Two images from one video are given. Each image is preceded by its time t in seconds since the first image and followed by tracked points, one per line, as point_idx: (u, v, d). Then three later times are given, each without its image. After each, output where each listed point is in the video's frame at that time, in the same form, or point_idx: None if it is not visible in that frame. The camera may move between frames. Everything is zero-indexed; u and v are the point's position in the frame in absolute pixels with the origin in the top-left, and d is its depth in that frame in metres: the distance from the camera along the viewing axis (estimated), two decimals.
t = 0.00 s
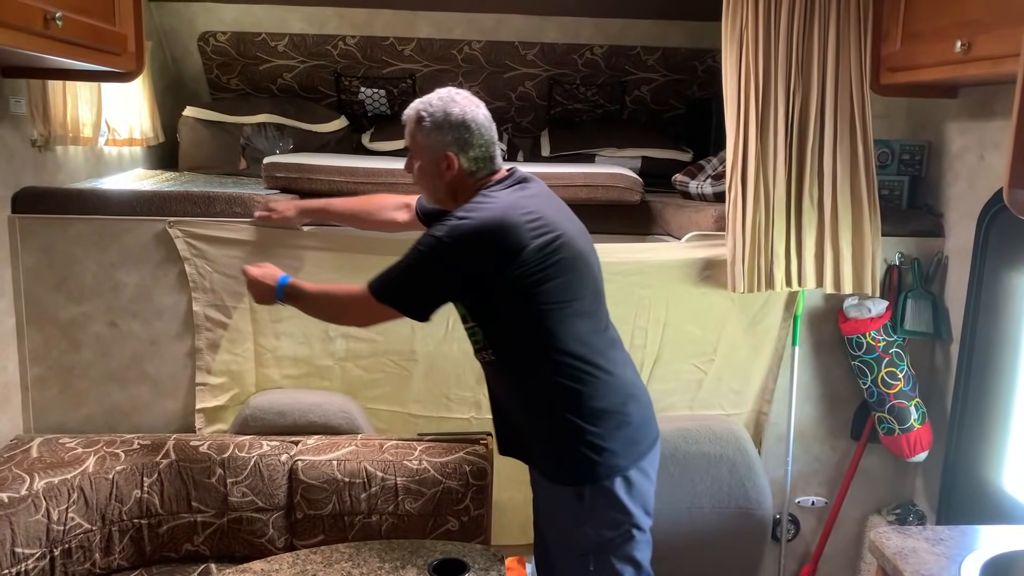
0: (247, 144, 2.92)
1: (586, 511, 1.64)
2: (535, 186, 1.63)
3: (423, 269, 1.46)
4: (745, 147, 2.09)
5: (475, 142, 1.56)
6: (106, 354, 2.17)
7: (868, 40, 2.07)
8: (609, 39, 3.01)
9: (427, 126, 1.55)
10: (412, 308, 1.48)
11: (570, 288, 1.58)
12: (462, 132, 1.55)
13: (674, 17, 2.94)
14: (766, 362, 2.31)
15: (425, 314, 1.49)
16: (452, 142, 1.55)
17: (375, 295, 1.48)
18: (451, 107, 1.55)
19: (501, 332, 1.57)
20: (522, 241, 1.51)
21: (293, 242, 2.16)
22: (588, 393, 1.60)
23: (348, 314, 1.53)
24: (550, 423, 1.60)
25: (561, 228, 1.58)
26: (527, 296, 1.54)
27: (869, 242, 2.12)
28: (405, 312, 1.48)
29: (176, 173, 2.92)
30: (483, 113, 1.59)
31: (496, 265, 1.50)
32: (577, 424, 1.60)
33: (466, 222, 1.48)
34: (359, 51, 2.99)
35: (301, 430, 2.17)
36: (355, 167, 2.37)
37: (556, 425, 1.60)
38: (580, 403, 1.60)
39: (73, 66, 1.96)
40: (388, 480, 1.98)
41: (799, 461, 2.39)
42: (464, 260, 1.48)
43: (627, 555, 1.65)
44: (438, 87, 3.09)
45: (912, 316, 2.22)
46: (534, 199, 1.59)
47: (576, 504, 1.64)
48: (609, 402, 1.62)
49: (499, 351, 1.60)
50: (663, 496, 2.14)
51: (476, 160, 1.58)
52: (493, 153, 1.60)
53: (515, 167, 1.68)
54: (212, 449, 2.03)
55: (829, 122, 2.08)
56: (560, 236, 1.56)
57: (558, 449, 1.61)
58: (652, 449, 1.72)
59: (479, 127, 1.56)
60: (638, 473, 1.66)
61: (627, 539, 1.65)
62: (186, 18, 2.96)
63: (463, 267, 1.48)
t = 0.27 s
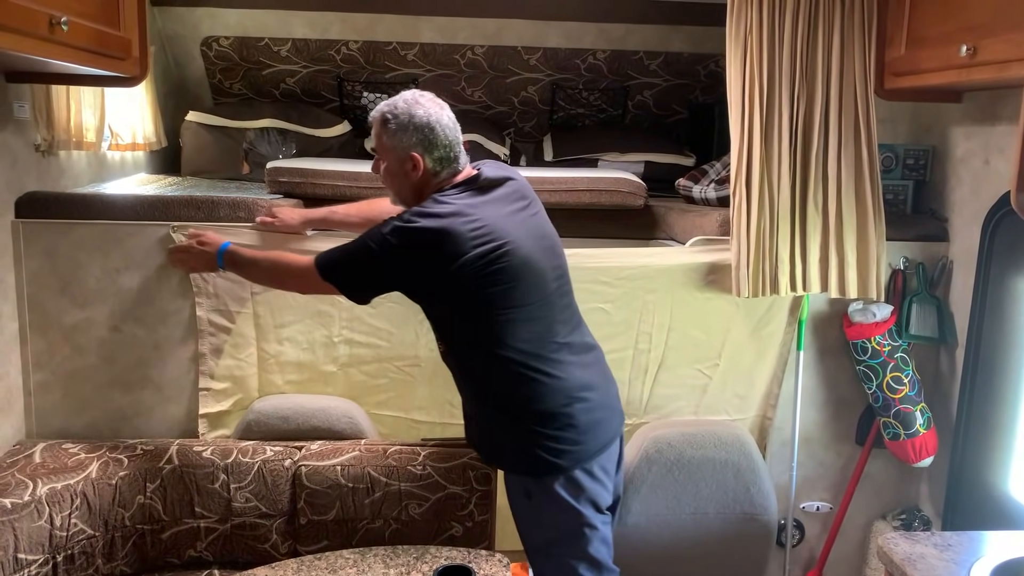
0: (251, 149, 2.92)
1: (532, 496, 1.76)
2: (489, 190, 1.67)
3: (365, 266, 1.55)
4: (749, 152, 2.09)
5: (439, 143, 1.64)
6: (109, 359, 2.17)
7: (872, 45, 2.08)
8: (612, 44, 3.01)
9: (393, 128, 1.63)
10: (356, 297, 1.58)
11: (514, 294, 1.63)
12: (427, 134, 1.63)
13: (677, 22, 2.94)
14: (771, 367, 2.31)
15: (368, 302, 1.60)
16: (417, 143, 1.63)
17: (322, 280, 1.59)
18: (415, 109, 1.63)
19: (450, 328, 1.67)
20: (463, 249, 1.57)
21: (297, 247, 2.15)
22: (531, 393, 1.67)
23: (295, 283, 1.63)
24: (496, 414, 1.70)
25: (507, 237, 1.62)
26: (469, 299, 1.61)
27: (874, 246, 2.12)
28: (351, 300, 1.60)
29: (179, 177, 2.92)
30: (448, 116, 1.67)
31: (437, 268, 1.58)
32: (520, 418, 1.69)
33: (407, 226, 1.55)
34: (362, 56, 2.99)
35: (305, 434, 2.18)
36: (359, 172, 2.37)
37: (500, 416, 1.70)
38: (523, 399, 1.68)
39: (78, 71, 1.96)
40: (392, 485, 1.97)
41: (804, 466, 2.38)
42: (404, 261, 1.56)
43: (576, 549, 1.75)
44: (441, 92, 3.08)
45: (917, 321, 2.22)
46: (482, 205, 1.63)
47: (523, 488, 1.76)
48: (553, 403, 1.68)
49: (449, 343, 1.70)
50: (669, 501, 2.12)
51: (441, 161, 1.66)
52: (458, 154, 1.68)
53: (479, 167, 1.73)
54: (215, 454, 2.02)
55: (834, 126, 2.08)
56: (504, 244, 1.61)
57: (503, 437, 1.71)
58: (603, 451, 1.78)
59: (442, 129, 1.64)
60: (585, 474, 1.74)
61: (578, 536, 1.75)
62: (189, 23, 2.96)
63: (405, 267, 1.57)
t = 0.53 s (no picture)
0: (252, 152, 2.92)
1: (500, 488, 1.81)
2: (478, 190, 1.71)
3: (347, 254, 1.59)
4: (750, 154, 2.09)
5: (427, 136, 1.66)
6: (110, 362, 2.16)
7: (872, 48, 2.08)
8: (612, 47, 3.01)
9: (383, 121, 1.66)
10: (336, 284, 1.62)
11: (493, 294, 1.67)
12: (416, 127, 1.65)
13: (677, 25, 2.94)
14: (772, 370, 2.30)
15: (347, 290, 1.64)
16: (405, 137, 1.66)
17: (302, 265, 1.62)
18: (405, 102, 1.66)
19: (427, 321, 1.71)
20: (445, 247, 1.61)
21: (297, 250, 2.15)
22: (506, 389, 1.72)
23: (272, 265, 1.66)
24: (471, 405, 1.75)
25: (491, 238, 1.66)
26: (448, 295, 1.66)
27: (875, 249, 2.12)
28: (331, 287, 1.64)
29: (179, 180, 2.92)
30: (437, 110, 1.70)
31: (417, 263, 1.62)
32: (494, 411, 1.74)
33: (394, 220, 1.59)
34: (362, 60, 2.99)
35: (305, 438, 2.17)
36: (359, 175, 2.37)
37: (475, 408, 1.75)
38: (496, 395, 1.73)
39: (79, 74, 1.96)
40: (393, 488, 1.97)
41: (805, 468, 2.38)
42: (386, 254, 1.60)
43: (543, 546, 1.78)
44: (441, 94, 3.09)
45: (918, 324, 2.23)
46: (470, 205, 1.67)
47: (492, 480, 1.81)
48: (526, 401, 1.73)
49: (424, 336, 1.74)
50: (670, 504, 2.11)
51: (429, 155, 1.69)
52: (446, 148, 1.71)
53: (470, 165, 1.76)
54: (216, 457, 2.01)
55: (835, 129, 2.09)
56: (486, 246, 1.65)
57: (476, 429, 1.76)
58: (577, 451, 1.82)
59: (431, 123, 1.67)
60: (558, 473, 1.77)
61: (547, 533, 1.78)
62: (189, 26, 2.96)
63: (387, 259, 1.61)
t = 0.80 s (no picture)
0: (252, 155, 2.93)
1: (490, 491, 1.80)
2: (469, 196, 1.70)
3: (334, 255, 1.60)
4: (750, 156, 2.09)
5: (425, 139, 1.67)
6: (110, 365, 2.16)
7: (873, 51, 2.08)
8: (611, 50, 3.01)
9: (381, 122, 1.66)
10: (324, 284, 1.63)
11: (482, 299, 1.67)
12: (414, 129, 1.66)
13: (677, 28, 2.94)
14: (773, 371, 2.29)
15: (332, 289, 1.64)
16: (403, 138, 1.66)
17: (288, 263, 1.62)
18: (404, 104, 1.66)
19: (416, 324, 1.71)
20: (433, 251, 1.61)
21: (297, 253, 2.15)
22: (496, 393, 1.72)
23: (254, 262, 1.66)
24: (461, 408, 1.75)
25: (480, 243, 1.66)
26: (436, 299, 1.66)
27: (876, 251, 2.12)
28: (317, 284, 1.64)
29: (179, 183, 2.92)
30: (435, 113, 1.70)
31: (406, 267, 1.62)
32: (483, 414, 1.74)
33: (381, 222, 1.60)
34: (362, 62, 2.99)
35: (305, 441, 2.17)
36: (359, 177, 2.37)
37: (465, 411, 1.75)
38: (486, 397, 1.73)
39: (79, 76, 1.96)
40: (393, 491, 1.97)
41: (806, 471, 2.37)
42: (376, 257, 1.61)
43: (533, 549, 1.78)
44: (441, 97, 3.09)
45: (919, 327, 2.23)
46: (460, 210, 1.67)
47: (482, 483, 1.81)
48: (515, 405, 1.73)
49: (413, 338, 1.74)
50: (671, 506, 2.10)
51: (427, 157, 1.69)
52: (443, 151, 1.72)
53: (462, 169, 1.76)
54: (215, 461, 2.00)
55: (835, 131, 2.09)
56: (476, 251, 1.65)
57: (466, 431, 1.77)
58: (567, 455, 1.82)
59: (429, 125, 1.67)
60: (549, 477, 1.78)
61: (537, 535, 1.77)
62: (189, 29, 2.96)
63: (375, 262, 1.62)
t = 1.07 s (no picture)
0: (250, 157, 2.94)
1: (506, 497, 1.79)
2: (468, 204, 1.71)
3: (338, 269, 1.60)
4: (748, 158, 2.09)
5: (422, 149, 1.65)
6: (108, 367, 2.16)
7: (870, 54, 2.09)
8: (610, 52, 3.01)
9: (377, 132, 1.64)
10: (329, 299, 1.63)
11: (488, 305, 1.67)
12: (410, 139, 1.64)
13: (674, 30, 2.95)
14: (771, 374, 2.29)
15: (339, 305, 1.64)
16: (400, 149, 1.64)
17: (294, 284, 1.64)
18: (400, 114, 1.64)
19: (424, 335, 1.71)
20: (436, 260, 1.62)
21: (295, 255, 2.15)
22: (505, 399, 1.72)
23: (258, 278, 1.69)
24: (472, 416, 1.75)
25: (482, 249, 1.66)
26: (441, 308, 1.66)
27: (873, 254, 2.13)
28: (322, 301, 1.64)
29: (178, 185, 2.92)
30: (432, 122, 1.68)
31: (412, 275, 1.63)
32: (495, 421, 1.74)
33: (383, 235, 1.60)
34: (361, 65, 2.99)
35: (303, 443, 2.16)
36: (357, 180, 2.37)
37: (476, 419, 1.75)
38: (497, 402, 1.73)
39: (78, 79, 1.97)
40: (391, 493, 1.97)
41: (804, 473, 2.37)
42: (380, 267, 1.61)
43: (551, 552, 1.76)
44: (440, 100, 3.09)
45: (917, 329, 2.23)
46: (459, 218, 1.67)
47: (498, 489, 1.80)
48: (526, 410, 1.73)
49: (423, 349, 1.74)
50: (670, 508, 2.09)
51: (424, 167, 1.67)
52: (440, 161, 1.69)
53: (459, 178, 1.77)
54: (213, 463, 2.00)
55: (833, 133, 2.09)
56: (481, 254, 1.66)
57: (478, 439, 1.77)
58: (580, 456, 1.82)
59: (426, 135, 1.65)
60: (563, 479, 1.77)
61: (555, 538, 1.75)
62: (188, 32, 2.96)
63: (379, 274, 1.62)
